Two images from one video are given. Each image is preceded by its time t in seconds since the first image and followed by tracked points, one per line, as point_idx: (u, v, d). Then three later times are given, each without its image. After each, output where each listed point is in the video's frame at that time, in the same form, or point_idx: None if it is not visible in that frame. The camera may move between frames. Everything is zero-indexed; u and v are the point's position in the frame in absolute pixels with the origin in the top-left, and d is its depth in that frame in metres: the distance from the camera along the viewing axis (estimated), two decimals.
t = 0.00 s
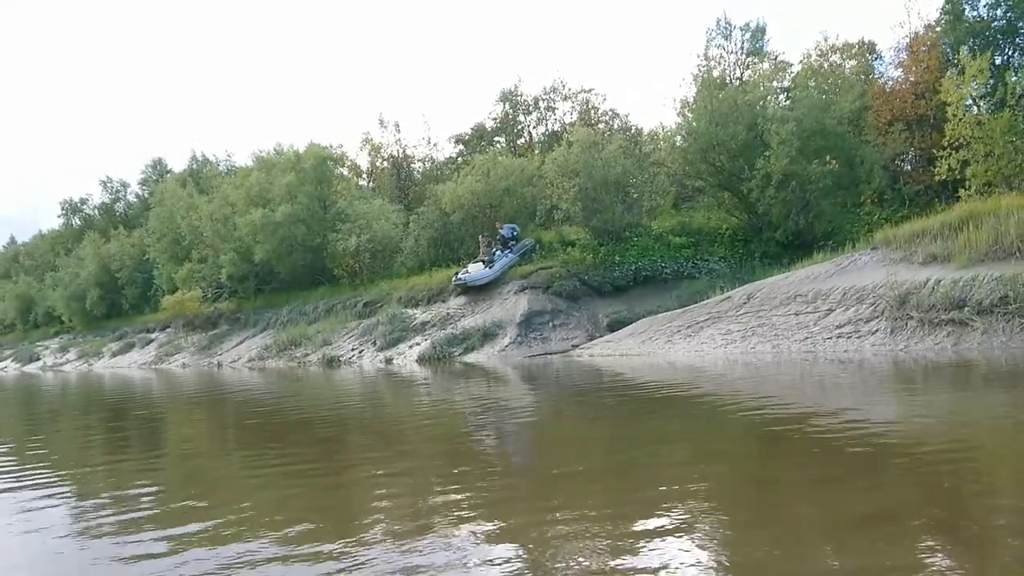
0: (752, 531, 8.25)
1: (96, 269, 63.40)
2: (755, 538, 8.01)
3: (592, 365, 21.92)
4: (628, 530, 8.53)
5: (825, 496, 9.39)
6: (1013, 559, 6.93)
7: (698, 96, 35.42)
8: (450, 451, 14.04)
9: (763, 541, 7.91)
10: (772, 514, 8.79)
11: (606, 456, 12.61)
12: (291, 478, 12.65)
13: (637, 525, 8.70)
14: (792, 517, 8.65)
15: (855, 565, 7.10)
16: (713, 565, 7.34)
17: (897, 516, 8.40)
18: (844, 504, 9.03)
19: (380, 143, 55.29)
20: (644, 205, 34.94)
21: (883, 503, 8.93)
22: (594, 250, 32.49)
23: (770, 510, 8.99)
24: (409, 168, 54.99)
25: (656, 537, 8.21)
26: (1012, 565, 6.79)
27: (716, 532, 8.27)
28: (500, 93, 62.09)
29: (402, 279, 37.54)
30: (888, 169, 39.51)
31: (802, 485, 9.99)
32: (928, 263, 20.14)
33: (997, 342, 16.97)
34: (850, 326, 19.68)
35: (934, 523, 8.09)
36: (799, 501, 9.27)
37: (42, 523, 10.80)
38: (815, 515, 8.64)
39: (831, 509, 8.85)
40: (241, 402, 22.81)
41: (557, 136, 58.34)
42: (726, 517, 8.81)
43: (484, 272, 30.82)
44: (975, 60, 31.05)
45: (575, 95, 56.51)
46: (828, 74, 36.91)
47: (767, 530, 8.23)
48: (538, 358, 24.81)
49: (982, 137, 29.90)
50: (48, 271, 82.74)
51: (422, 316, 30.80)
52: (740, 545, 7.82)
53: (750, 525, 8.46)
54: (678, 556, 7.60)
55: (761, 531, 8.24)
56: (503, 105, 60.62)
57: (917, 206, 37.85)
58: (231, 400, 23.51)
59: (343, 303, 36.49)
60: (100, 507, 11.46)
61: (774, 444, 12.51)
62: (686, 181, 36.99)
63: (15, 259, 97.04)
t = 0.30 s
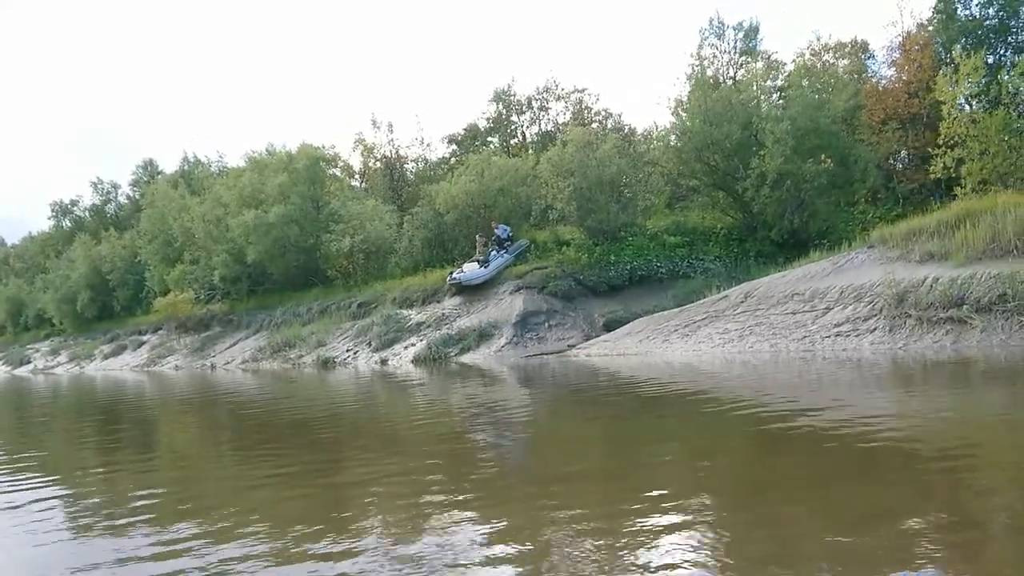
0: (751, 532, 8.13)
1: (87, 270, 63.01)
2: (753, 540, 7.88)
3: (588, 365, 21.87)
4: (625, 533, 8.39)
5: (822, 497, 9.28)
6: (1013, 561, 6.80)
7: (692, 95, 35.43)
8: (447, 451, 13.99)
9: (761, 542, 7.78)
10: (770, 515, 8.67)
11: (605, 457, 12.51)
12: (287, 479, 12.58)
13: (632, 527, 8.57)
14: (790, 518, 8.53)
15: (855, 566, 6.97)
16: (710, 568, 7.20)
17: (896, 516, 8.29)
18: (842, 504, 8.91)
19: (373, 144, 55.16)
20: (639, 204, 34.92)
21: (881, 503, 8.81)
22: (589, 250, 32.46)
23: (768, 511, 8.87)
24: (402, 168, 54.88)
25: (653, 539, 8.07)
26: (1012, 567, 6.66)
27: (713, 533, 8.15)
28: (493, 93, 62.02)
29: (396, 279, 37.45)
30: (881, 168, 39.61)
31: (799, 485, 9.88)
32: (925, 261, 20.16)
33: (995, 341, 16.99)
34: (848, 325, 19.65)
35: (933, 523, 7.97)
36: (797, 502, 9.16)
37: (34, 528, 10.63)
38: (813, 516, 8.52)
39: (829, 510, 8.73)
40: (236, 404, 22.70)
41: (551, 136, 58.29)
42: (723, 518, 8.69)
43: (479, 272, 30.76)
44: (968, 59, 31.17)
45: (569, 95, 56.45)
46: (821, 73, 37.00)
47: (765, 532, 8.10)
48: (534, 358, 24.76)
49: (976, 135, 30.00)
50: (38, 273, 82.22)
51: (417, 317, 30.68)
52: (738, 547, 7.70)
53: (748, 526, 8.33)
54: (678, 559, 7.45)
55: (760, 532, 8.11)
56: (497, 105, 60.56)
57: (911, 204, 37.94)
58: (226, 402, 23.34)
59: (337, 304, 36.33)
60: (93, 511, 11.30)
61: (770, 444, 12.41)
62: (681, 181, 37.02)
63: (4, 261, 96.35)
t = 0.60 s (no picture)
0: (745, 533, 7.93)
1: (80, 267, 62.65)
2: (747, 541, 7.68)
3: (586, 361, 21.78)
4: (618, 534, 8.18)
5: (818, 496, 9.08)
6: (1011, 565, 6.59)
7: (689, 90, 35.34)
8: (444, 448, 13.90)
9: (756, 544, 7.58)
10: (766, 515, 8.49)
11: (604, 453, 12.42)
12: (282, 477, 12.48)
13: (626, 527, 8.37)
14: (786, 517, 8.35)
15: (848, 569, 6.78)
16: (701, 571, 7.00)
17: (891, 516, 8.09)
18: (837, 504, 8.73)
19: (368, 139, 54.97)
20: (636, 199, 34.84)
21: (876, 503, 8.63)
22: (586, 245, 32.38)
23: (765, 509, 8.69)
24: (397, 163, 54.72)
25: (645, 538, 7.96)
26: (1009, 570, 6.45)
27: (707, 535, 7.93)
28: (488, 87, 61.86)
29: (392, 275, 37.32)
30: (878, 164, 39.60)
31: (795, 484, 9.69)
32: (925, 256, 20.12)
33: (996, 336, 16.96)
34: (849, 320, 19.60)
35: (930, 524, 7.77)
36: (793, 500, 8.96)
37: (21, 529, 10.41)
38: (809, 514, 8.37)
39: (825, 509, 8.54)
40: (231, 401, 22.55)
41: (547, 131, 58.16)
42: (720, 515, 8.59)
43: (475, 268, 30.67)
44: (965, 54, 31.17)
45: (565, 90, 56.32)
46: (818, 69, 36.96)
47: (759, 532, 7.91)
48: (531, 354, 24.66)
49: (975, 130, 30.01)
50: (31, 270, 81.74)
51: (414, 313, 30.55)
52: (731, 548, 7.51)
53: (743, 526, 8.15)
54: (670, 561, 7.28)
55: (754, 533, 7.91)
56: (492, 100, 60.40)
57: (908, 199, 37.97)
58: (220, 399, 23.17)
59: (332, 300, 36.17)
60: (83, 510, 11.09)
61: (769, 440, 12.28)
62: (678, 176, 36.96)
63: None
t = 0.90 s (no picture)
0: (746, 527, 7.79)
1: (79, 260, 62.47)
2: (749, 536, 7.53)
3: (589, 353, 21.71)
4: (618, 528, 8.06)
5: (820, 490, 8.94)
6: (1016, 562, 6.42)
7: (690, 82, 35.22)
8: (446, 441, 13.85)
9: (758, 539, 7.43)
10: (768, 509, 8.35)
11: (607, 446, 12.37)
12: (284, 470, 12.42)
13: (627, 522, 8.24)
14: (789, 512, 8.21)
15: (849, 564, 6.64)
16: (699, 565, 6.90)
17: (894, 511, 7.94)
18: (839, 498, 8.59)
19: (367, 131, 54.78)
20: (638, 191, 34.74)
21: (879, 497, 8.48)
22: (587, 237, 32.29)
23: (768, 504, 8.55)
24: (396, 156, 54.58)
25: (645, 529, 7.95)
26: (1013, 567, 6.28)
27: (708, 529, 7.80)
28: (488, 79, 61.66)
29: (393, 268, 37.23)
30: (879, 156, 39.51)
31: (799, 477, 9.56)
32: (929, 248, 20.05)
33: (1003, 328, 16.88)
34: (854, 313, 19.51)
35: (933, 519, 7.61)
36: (796, 494, 8.82)
37: (20, 523, 10.33)
38: (811, 506, 8.33)
39: (828, 503, 8.39)
40: (231, 394, 22.46)
41: (547, 123, 58.01)
42: (720, 506, 8.57)
43: (476, 260, 30.60)
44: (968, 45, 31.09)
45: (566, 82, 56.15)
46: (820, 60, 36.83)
47: (762, 527, 7.76)
48: (534, 347, 24.59)
49: (979, 121, 29.91)
50: (29, 264, 81.60)
51: (414, 306, 30.43)
52: (732, 543, 7.37)
53: (745, 520, 8.01)
54: (670, 554, 7.18)
55: (755, 528, 7.76)
56: (492, 92, 60.23)
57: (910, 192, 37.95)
58: (221, 392, 23.11)
59: (332, 293, 36.07)
60: (83, 504, 11.01)
61: (772, 433, 12.22)
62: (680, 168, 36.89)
63: None
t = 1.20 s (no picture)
0: (749, 521, 7.66)
1: (78, 252, 62.30)
2: (753, 530, 7.39)
3: (593, 346, 21.63)
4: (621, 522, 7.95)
5: (825, 483, 8.81)
6: None
7: (694, 73, 35.07)
8: (450, 434, 13.78)
9: (760, 533, 7.31)
10: (773, 502, 8.23)
11: (612, 438, 12.31)
12: (287, 463, 12.35)
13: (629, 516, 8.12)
14: (794, 505, 8.08)
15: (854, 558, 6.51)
16: (704, 556, 6.85)
17: (898, 505, 7.81)
18: (842, 491, 8.46)
19: (367, 123, 54.59)
20: (641, 182, 34.61)
21: (883, 490, 8.34)
22: (590, 229, 32.19)
23: (771, 497, 8.43)
24: (397, 148, 54.43)
25: (650, 520, 7.91)
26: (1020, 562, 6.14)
27: (711, 523, 7.66)
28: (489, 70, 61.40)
29: (394, 260, 37.13)
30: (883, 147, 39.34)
31: (804, 470, 9.44)
32: (936, 239, 19.94)
33: (1012, 320, 16.79)
34: (862, 305, 19.41)
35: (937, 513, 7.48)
36: (801, 487, 8.70)
37: (21, 515, 10.27)
38: (817, 497, 8.29)
39: (832, 497, 8.25)
40: (234, 387, 22.39)
41: (548, 114, 57.80)
42: (726, 498, 8.53)
43: (478, 253, 30.50)
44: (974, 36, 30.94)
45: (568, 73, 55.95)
46: (824, 51, 36.67)
47: (766, 521, 7.62)
48: (537, 339, 24.50)
49: (986, 112, 29.77)
50: (28, 256, 81.45)
51: (417, 298, 30.32)
52: (736, 537, 7.24)
53: (749, 514, 7.89)
54: (671, 547, 7.09)
55: (760, 522, 7.63)
56: (493, 84, 60.00)
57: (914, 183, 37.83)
58: (222, 385, 23.01)
59: (334, 285, 35.95)
60: (84, 496, 10.95)
61: (778, 425, 12.13)
62: (683, 160, 36.75)
63: None
